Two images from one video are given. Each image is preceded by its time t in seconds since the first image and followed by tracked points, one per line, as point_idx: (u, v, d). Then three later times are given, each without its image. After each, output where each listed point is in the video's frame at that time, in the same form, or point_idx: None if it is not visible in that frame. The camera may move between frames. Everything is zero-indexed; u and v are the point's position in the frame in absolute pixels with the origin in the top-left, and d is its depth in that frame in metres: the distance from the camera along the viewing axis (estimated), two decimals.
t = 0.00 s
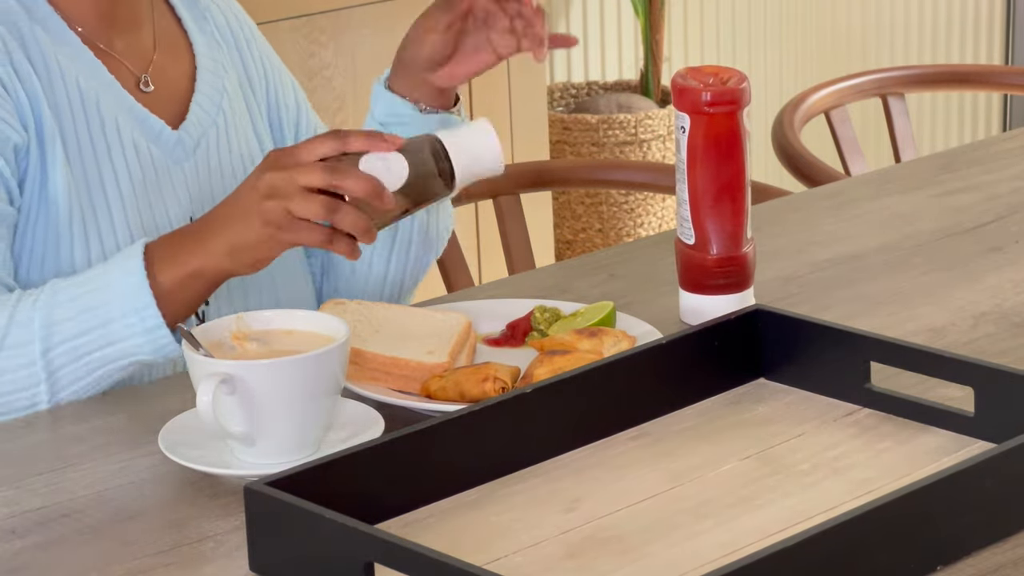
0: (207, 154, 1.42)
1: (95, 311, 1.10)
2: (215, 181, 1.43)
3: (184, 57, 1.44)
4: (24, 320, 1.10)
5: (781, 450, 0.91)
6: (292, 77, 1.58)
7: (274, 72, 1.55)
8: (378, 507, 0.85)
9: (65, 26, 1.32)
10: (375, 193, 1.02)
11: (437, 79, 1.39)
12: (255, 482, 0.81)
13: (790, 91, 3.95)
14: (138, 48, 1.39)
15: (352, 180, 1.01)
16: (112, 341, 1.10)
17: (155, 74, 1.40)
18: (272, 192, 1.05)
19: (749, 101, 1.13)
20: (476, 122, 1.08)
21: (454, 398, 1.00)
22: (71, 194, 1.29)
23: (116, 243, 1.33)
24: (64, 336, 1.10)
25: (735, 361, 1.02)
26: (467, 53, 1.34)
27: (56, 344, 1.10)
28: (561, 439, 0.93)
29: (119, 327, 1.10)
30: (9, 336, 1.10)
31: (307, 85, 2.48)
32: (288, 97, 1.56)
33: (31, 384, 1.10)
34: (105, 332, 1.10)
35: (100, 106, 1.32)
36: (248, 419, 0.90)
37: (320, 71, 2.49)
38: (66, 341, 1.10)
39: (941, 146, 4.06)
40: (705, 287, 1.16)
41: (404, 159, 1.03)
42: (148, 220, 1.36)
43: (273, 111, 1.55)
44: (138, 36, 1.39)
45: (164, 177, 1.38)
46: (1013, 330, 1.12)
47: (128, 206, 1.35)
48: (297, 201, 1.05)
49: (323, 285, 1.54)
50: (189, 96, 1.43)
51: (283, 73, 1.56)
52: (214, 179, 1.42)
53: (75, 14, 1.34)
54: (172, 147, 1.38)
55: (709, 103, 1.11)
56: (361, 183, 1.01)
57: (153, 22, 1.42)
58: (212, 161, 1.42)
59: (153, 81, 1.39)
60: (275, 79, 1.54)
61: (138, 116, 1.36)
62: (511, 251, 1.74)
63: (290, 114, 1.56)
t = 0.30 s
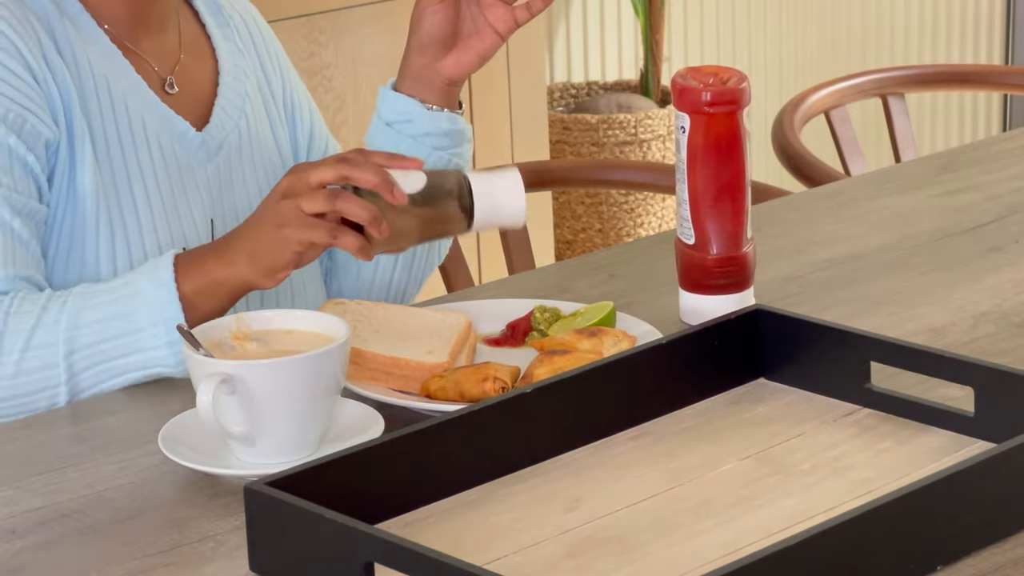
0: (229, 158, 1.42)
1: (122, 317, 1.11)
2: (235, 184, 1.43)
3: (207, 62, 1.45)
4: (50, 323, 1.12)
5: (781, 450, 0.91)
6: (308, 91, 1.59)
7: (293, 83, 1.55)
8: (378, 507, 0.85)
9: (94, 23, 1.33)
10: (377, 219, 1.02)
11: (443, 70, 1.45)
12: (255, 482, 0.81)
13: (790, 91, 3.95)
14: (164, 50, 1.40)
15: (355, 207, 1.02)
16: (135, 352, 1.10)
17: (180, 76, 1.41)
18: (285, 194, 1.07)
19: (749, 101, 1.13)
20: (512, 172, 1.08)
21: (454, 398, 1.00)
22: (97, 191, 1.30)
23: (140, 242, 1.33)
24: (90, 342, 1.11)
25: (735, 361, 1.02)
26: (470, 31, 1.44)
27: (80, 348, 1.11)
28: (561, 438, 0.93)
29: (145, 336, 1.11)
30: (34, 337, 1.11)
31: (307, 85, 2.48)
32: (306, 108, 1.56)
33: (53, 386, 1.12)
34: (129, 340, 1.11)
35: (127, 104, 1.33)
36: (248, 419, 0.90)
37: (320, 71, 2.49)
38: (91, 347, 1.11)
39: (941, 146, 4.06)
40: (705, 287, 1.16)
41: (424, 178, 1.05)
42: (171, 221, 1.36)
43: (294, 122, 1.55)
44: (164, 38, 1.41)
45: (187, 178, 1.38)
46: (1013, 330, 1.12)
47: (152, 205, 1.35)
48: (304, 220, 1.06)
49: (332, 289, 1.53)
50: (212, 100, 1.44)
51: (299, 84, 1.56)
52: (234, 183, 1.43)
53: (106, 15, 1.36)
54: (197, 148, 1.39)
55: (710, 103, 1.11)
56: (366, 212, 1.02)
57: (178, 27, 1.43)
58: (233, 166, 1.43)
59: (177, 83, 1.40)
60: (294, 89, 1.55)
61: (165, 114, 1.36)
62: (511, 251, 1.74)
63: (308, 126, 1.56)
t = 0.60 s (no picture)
0: (228, 160, 1.42)
1: (124, 317, 1.11)
2: (233, 186, 1.43)
3: (207, 64, 1.45)
4: (52, 324, 1.11)
5: (781, 450, 0.91)
6: (309, 93, 1.59)
7: (293, 86, 1.55)
8: (378, 507, 0.85)
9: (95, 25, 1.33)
10: (375, 221, 1.03)
11: (441, 73, 1.45)
12: (255, 482, 0.81)
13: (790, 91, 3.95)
14: (163, 52, 1.40)
15: (353, 209, 1.02)
16: (138, 352, 1.10)
17: (179, 78, 1.41)
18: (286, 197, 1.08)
19: (749, 101, 1.13)
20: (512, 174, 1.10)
21: (454, 398, 1.00)
22: (97, 191, 1.30)
23: (139, 243, 1.33)
24: (92, 343, 1.11)
25: (735, 361, 1.02)
26: (467, 34, 1.44)
27: (82, 349, 1.11)
28: (561, 438, 0.93)
29: (147, 337, 1.11)
30: (35, 339, 1.11)
31: (307, 85, 2.47)
32: (306, 112, 1.56)
33: (55, 386, 1.12)
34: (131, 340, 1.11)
35: (127, 105, 1.33)
36: (248, 419, 0.91)
37: (320, 71, 2.49)
38: (92, 348, 1.11)
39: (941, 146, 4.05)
40: (705, 287, 1.16)
41: (424, 179, 1.06)
42: (170, 223, 1.36)
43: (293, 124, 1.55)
44: (163, 41, 1.41)
45: (186, 179, 1.38)
46: (1013, 330, 1.12)
47: (151, 207, 1.35)
48: (302, 223, 1.07)
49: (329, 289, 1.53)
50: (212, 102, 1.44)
51: (299, 87, 1.56)
52: (232, 185, 1.43)
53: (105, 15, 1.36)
54: (196, 150, 1.39)
55: (709, 103, 1.11)
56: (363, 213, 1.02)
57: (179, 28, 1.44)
58: (232, 167, 1.43)
59: (176, 85, 1.40)
60: (294, 93, 1.55)
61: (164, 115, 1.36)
62: (511, 251, 1.74)
63: (308, 128, 1.56)
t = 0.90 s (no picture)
0: (224, 158, 1.42)
1: (111, 317, 1.11)
2: (230, 184, 1.43)
3: (202, 61, 1.45)
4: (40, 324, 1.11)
5: (781, 450, 0.91)
6: (307, 92, 1.59)
7: (290, 85, 1.55)
8: (379, 507, 0.85)
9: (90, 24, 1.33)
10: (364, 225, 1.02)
11: (437, 71, 1.45)
12: (255, 482, 0.81)
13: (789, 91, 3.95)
14: (160, 50, 1.40)
15: (345, 211, 1.02)
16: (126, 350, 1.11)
17: (175, 76, 1.41)
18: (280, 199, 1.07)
19: (749, 101, 1.13)
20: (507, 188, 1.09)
21: (454, 398, 1.00)
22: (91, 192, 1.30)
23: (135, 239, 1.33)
24: (81, 342, 1.11)
25: (735, 361, 1.02)
26: (465, 32, 1.44)
27: (72, 348, 1.12)
28: (561, 438, 0.93)
29: (135, 334, 1.11)
30: (25, 339, 1.11)
31: (307, 85, 2.47)
32: (304, 109, 1.56)
33: (46, 387, 1.12)
34: (118, 339, 1.11)
35: (121, 103, 1.33)
36: (248, 419, 0.90)
37: (320, 71, 2.49)
38: (81, 347, 1.11)
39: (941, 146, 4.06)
40: (705, 287, 1.16)
41: (417, 188, 1.06)
42: (166, 220, 1.36)
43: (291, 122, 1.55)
44: (160, 38, 1.40)
45: (183, 178, 1.38)
46: (1013, 330, 1.12)
47: (146, 205, 1.35)
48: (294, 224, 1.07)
49: (327, 287, 1.54)
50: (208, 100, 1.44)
51: (296, 85, 1.56)
52: (230, 183, 1.43)
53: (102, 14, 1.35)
54: (192, 148, 1.39)
55: (709, 103, 1.11)
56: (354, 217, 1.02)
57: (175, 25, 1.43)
58: (229, 166, 1.43)
59: (172, 83, 1.40)
60: (292, 91, 1.55)
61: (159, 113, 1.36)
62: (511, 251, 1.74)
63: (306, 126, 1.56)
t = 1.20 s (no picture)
0: (225, 156, 1.42)
1: (103, 318, 1.11)
2: (231, 181, 1.43)
3: (202, 60, 1.45)
4: (32, 325, 1.11)
5: (781, 450, 0.91)
6: (305, 90, 1.59)
7: (289, 84, 1.55)
8: (379, 506, 0.85)
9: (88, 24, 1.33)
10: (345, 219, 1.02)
11: (436, 71, 1.44)
12: (255, 482, 0.81)
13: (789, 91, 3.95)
14: (158, 49, 1.40)
15: (330, 206, 1.02)
16: (119, 351, 1.11)
17: (174, 74, 1.41)
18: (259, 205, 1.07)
19: (749, 101, 1.13)
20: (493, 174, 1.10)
21: (454, 398, 1.00)
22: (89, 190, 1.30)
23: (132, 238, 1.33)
24: (74, 344, 1.11)
25: (735, 361, 1.02)
26: (462, 31, 1.43)
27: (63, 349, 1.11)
28: (562, 438, 0.93)
29: (128, 335, 1.11)
30: (16, 341, 1.11)
31: (307, 85, 2.47)
32: (303, 108, 1.56)
33: (38, 389, 1.12)
34: (110, 340, 1.11)
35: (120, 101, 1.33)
36: (248, 419, 0.90)
37: (320, 71, 2.49)
38: (74, 349, 1.11)
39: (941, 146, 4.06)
40: (705, 287, 1.16)
41: (401, 179, 1.06)
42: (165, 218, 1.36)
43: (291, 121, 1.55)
44: (158, 38, 1.40)
45: (182, 176, 1.38)
46: (1014, 330, 1.12)
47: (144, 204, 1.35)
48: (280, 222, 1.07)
49: (326, 285, 1.54)
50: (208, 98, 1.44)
51: (295, 84, 1.57)
52: (231, 180, 1.43)
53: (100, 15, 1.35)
54: (191, 147, 1.39)
55: (709, 103, 1.11)
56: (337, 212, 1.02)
57: (173, 23, 1.43)
58: (229, 164, 1.43)
59: (172, 82, 1.40)
60: (292, 90, 1.55)
61: (156, 111, 1.36)
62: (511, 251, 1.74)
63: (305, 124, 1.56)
